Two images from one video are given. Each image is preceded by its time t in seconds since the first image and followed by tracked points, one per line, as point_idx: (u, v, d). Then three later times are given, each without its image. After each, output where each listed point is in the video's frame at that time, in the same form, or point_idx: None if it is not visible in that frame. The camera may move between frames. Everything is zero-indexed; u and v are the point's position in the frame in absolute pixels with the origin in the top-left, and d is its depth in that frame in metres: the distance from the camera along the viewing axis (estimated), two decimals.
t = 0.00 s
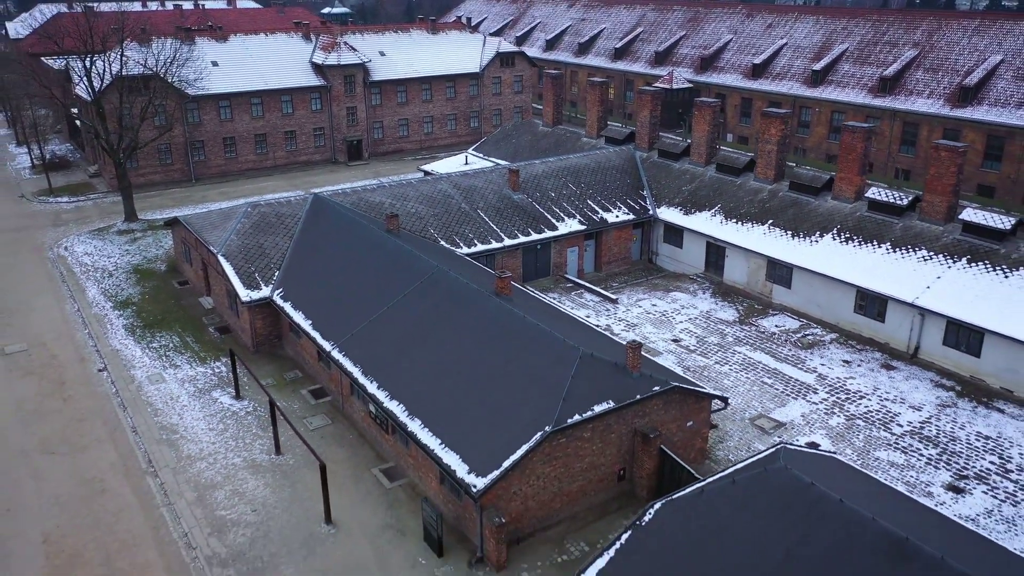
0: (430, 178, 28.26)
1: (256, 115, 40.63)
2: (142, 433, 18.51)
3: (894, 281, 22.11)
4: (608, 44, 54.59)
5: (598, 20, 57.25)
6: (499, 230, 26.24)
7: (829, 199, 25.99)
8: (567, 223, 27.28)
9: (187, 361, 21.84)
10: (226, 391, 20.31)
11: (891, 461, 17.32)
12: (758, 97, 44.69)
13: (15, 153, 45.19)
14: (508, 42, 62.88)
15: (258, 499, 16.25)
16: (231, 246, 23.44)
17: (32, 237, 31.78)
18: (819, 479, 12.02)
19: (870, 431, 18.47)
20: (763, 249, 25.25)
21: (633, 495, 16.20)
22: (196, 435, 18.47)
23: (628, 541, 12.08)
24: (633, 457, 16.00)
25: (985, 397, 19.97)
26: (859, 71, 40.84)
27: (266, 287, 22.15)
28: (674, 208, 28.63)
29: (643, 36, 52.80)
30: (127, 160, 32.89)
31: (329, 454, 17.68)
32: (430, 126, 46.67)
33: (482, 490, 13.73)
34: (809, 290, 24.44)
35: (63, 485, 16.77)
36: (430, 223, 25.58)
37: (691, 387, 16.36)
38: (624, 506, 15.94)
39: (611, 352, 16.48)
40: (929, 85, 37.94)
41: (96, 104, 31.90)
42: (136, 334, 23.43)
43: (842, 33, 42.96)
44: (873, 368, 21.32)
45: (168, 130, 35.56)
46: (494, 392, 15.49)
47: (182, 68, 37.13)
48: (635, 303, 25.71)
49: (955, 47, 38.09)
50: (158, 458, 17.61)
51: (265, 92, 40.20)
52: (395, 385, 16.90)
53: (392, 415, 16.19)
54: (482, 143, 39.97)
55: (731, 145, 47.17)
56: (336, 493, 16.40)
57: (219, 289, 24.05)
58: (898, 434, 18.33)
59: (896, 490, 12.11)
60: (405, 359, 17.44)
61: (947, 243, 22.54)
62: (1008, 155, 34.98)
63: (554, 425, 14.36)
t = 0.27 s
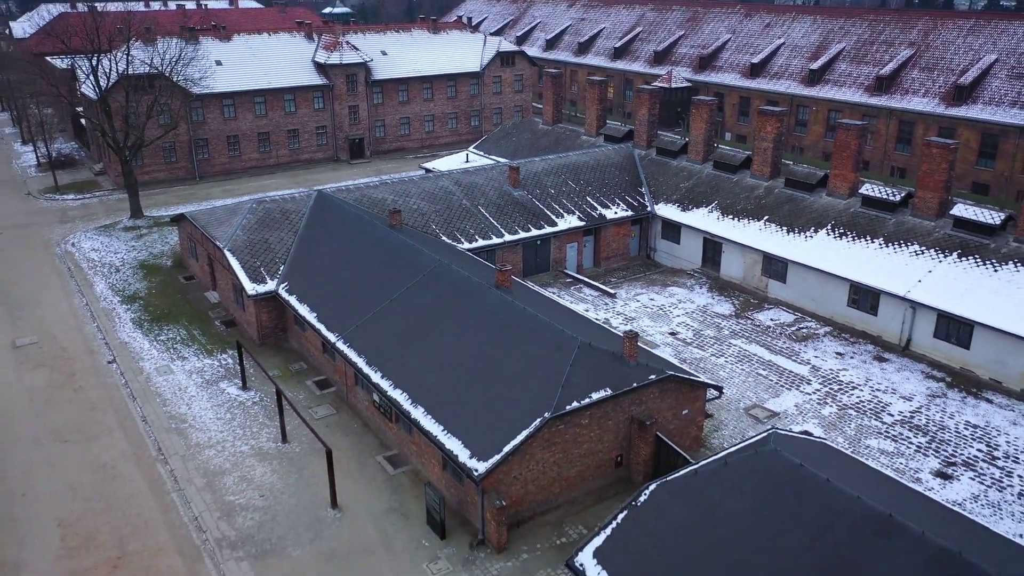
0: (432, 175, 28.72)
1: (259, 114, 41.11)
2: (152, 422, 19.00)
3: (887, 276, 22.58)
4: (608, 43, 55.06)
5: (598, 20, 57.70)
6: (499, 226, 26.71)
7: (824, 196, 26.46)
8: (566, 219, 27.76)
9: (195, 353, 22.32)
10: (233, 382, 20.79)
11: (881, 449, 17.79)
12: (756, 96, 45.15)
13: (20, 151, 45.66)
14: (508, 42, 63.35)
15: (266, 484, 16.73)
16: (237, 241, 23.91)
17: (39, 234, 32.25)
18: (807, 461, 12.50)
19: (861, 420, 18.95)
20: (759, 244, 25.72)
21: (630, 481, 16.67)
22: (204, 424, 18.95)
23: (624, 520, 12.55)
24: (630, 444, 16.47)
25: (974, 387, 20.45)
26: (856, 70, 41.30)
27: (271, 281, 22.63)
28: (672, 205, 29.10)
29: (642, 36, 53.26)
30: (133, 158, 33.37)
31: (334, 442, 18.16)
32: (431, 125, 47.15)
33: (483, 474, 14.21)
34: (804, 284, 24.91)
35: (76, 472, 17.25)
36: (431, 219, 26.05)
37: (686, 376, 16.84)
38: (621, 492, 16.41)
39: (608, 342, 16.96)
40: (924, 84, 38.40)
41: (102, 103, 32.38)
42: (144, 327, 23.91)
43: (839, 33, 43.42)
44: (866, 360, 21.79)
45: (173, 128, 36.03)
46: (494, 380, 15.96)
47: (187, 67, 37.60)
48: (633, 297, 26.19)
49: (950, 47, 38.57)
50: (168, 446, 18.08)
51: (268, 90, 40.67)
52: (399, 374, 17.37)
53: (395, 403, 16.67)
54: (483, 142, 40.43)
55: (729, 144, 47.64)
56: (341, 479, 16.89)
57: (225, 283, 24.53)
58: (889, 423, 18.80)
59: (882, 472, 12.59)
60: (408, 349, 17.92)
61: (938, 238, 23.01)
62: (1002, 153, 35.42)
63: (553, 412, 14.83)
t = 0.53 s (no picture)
0: (433, 172, 29.11)
1: (262, 112, 41.52)
2: (159, 413, 19.41)
3: (880, 271, 22.98)
4: (607, 43, 55.48)
5: (597, 20, 58.11)
6: (500, 223, 27.12)
7: (819, 193, 26.88)
8: (566, 216, 28.16)
9: (201, 346, 22.73)
10: (239, 375, 21.21)
11: (873, 439, 18.19)
12: (754, 95, 45.55)
13: (25, 149, 46.08)
14: (508, 42, 63.75)
15: (272, 473, 17.13)
16: (242, 237, 24.32)
17: (45, 231, 32.64)
18: (798, 446, 12.91)
19: (854, 411, 19.35)
20: (755, 240, 26.13)
21: (628, 470, 17.07)
22: (211, 415, 19.35)
23: (621, 504, 12.97)
24: (627, 434, 16.88)
25: (965, 380, 20.87)
26: (853, 70, 41.70)
27: (276, 277, 23.04)
28: (670, 202, 29.51)
29: (641, 36, 53.66)
30: (137, 156, 33.76)
31: (338, 432, 18.56)
32: (432, 124, 47.58)
33: (484, 461, 14.62)
34: (800, 280, 25.32)
35: (86, 461, 17.66)
36: (433, 216, 26.46)
37: (682, 367, 17.25)
38: (619, 480, 16.81)
39: (606, 334, 17.37)
40: (921, 82, 38.79)
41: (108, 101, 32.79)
42: (150, 322, 24.32)
43: (836, 32, 43.83)
44: (860, 354, 22.20)
45: (177, 127, 36.44)
46: (495, 371, 16.38)
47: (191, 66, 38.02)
48: (631, 293, 26.59)
49: (946, 46, 38.97)
50: (176, 436, 18.49)
51: (270, 90, 41.07)
52: (402, 366, 17.78)
53: (398, 393, 17.08)
54: (484, 140, 40.82)
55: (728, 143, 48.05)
56: (346, 468, 17.30)
57: (230, 279, 24.94)
58: (881, 414, 19.20)
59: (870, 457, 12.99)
60: (410, 342, 18.32)
61: (931, 234, 23.42)
62: (997, 152, 35.81)
63: (552, 401, 15.24)
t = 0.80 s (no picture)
0: (435, 169, 29.59)
1: (265, 111, 41.99)
2: (168, 403, 19.89)
3: (874, 265, 23.46)
4: (607, 43, 55.94)
5: (597, 19, 58.58)
6: (500, 219, 27.59)
7: (814, 189, 27.34)
8: (565, 212, 28.63)
9: (207, 339, 23.21)
10: (245, 366, 21.69)
11: (864, 428, 18.67)
12: (752, 94, 46.02)
13: (30, 147, 46.56)
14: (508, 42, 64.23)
15: (279, 460, 17.60)
16: (248, 233, 24.80)
17: (52, 227, 33.10)
18: (788, 430, 13.39)
19: (846, 401, 19.83)
20: (751, 236, 26.59)
21: (625, 457, 17.55)
22: (219, 405, 19.83)
23: (618, 486, 13.46)
24: (625, 422, 17.35)
25: (955, 371, 21.36)
26: (850, 69, 42.16)
27: (281, 271, 23.51)
28: (668, 199, 29.98)
29: (640, 35, 54.11)
30: (143, 153, 34.24)
31: (343, 421, 19.04)
32: (433, 122, 48.07)
33: (486, 446, 15.10)
34: (795, 274, 25.79)
35: (98, 449, 18.14)
36: (435, 212, 26.94)
37: (678, 358, 17.72)
38: (617, 467, 17.28)
39: (604, 325, 17.84)
40: (917, 81, 39.22)
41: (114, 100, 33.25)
42: (158, 315, 24.80)
43: (833, 32, 44.29)
44: (853, 346, 22.67)
45: (182, 125, 36.90)
46: (496, 360, 16.84)
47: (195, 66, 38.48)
48: (629, 288, 27.06)
49: (942, 45, 39.43)
50: (185, 425, 18.96)
51: (273, 88, 41.53)
52: (405, 356, 18.25)
53: (402, 382, 17.55)
54: (484, 139, 41.29)
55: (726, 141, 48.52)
56: (351, 455, 17.78)
57: (236, 274, 25.42)
58: (873, 404, 19.69)
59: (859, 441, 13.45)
60: (414, 333, 18.80)
61: (923, 230, 23.89)
62: (991, 149, 36.27)
63: (552, 389, 15.71)
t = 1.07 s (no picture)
0: (437, 166, 30.05)
1: (268, 110, 42.46)
2: (177, 394, 20.38)
3: (867, 260, 23.93)
4: (606, 42, 56.39)
5: (596, 19, 59.06)
6: (501, 215, 28.05)
7: (810, 186, 27.82)
8: (565, 209, 29.09)
9: (214, 332, 23.70)
10: (252, 358, 22.18)
11: (856, 417, 19.15)
12: (750, 93, 46.48)
13: (36, 146, 47.07)
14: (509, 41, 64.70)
15: (286, 448, 18.08)
16: (253, 228, 25.27)
17: (59, 224, 33.59)
18: (780, 414, 13.87)
19: (839, 391, 20.31)
20: (747, 232, 27.06)
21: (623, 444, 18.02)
22: (227, 395, 20.31)
23: (615, 469, 13.95)
24: (622, 410, 17.82)
25: (946, 363, 21.83)
26: (847, 68, 42.61)
27: (286, 265, 23.99)
28: (666, 195, 30.46)
29: (639, 35, 54.56)
30: (149, 151, 34.70)
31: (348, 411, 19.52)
32: (434, 121, 48.56)
33: (487, 433, 15.58)
34: (791, 269, 26.26)
35: (110, 437, 18.62)
36: (437, 208, 27.40)
37: (675, 348, 18.18)
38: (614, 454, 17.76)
39: (602, 316, 18.32)
40: (913, 80, 39.67)
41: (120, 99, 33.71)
42: (165, 309, 25.28)
43: (831, 31, 44.76)
44: (847, 339, 23.15)
45: (187, 123, 37.36)
46: (499, 351, 17.31)
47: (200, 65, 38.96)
48: (628, 282, 27.54)
49: (938, 45, 39.89)
50: (193, 415, 19.44)
51: (277, 87, 42.00)
52: (409, 347, 18.73)
53: (406, 372, 18.03)
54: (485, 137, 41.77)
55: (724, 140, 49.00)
56: (356, 443, 18.26)
57: (242, 269, 25.90)
58: (865, 394, 20.17)
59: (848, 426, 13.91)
60: (417, 324, 19.28)
61: (916, 225, 24.36)
62: (986, 147, 36.71)
63: (552, 378, 16.18)
